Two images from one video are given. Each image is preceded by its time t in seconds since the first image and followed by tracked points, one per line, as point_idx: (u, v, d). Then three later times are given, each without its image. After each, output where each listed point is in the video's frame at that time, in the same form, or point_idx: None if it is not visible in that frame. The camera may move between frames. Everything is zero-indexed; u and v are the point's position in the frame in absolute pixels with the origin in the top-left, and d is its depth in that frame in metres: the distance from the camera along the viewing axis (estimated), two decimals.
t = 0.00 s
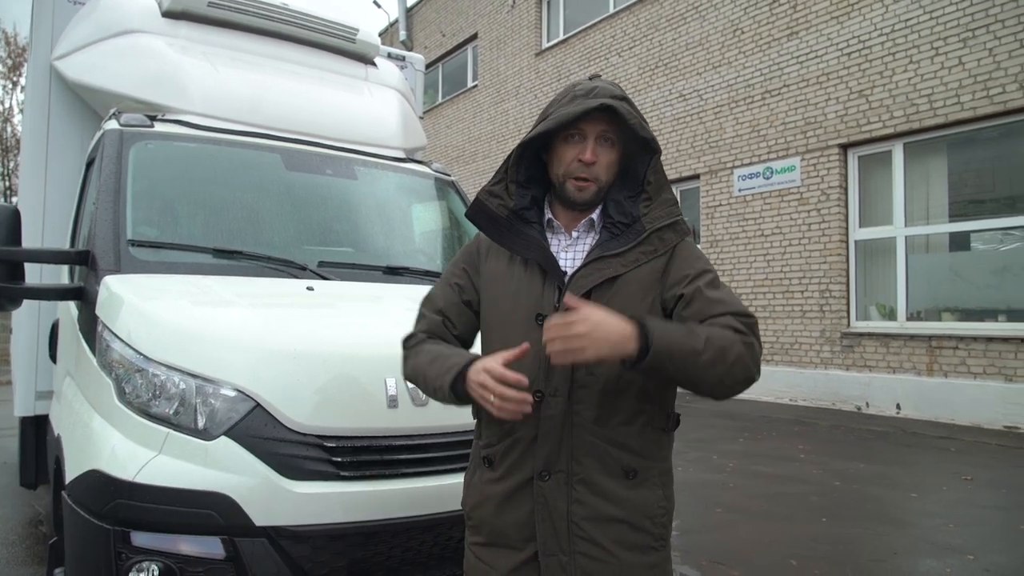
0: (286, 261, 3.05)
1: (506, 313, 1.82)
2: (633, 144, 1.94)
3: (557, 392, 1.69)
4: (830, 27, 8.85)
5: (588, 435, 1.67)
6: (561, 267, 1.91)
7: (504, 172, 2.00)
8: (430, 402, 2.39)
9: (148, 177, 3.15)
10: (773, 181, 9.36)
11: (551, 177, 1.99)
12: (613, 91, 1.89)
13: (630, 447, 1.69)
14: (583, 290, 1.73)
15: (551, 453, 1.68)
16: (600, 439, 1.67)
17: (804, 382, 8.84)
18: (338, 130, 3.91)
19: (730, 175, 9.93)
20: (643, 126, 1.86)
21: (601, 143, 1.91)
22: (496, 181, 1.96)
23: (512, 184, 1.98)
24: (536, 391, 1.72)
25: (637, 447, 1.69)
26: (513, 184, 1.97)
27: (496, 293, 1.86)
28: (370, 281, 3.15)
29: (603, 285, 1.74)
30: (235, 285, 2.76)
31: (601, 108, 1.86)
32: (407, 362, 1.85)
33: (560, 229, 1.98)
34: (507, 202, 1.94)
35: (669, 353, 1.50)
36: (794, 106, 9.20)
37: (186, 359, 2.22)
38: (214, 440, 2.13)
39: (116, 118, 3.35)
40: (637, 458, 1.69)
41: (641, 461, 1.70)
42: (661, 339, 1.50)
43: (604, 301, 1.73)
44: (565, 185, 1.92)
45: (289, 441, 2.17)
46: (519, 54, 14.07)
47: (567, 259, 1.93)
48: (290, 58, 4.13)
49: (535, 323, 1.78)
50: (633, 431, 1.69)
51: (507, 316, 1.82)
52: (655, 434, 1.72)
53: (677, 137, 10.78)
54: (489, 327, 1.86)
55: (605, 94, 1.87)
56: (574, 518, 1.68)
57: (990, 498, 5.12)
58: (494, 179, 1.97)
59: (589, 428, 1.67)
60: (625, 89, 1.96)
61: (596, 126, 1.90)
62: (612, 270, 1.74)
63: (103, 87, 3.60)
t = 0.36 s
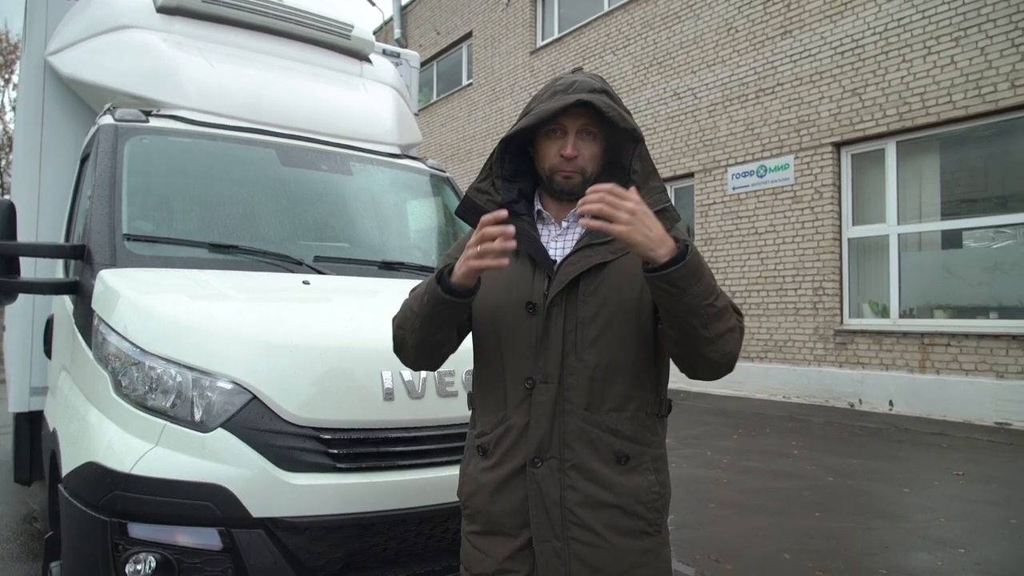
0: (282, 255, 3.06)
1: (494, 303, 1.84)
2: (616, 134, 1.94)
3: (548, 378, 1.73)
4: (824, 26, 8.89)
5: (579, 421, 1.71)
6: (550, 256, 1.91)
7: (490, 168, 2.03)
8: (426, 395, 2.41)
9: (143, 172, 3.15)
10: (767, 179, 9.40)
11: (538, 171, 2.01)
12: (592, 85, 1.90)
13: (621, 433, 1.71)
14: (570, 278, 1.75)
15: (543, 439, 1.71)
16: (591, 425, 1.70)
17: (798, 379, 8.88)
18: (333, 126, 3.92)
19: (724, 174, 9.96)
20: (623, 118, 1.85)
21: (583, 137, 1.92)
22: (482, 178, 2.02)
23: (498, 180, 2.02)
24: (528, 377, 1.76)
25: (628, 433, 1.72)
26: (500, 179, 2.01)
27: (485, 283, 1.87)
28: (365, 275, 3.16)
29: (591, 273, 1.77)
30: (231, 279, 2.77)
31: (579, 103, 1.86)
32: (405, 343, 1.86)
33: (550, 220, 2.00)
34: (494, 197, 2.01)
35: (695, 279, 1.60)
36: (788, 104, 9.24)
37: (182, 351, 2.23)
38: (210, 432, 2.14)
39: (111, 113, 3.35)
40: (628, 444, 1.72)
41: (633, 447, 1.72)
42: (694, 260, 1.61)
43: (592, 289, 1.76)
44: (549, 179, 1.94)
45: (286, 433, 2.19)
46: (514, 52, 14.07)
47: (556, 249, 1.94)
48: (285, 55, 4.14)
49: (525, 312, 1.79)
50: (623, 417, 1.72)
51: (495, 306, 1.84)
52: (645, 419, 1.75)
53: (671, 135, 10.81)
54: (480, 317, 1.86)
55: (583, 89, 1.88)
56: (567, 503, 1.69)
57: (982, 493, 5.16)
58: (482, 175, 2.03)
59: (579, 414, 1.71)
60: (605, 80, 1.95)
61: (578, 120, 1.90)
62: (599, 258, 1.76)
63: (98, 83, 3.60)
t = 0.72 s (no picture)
0: (284, 251, 3.07)
1: (498, 295, 1.88)
2: (626, 133, 1.96)
3: (547, 371, 1.75)
4: (822, 23, 8.91)
5: (577, 415, 1.72)
6: (551, 250, 1.93)
7: (499, 158, 2.05)
8: (428, 389, 2.42)
9: (145, 168, 3.16)
10: (765, 176, 9.42)
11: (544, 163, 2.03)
12: (608, 81, 1.91)
13: (620, 427, 1.72)
14: (570, 272, 1.77)
15: (542, 431, 1.73)
16: (589, 419, 1.71)
17: (796, 376, 8.91)
18: (333, 123, 3.92)
19: (722, 171, 9.98)
20: (634, 117, 1.88)
21: (593, 132, 1.93)
22: (489, 166, 2.04)
23: (506, 169, 2.04)
24: (528, 370, 1.77)
25: (627, 427, 1.73)
26: (508, 170, 2.04)
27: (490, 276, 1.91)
28: (367, 271, 3.17)
29: (590, 268, 1.79)
30: (233, 274, 2.78)
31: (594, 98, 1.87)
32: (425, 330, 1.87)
33: (551, 215, 2.02)
34: (501, 185, 2.04)
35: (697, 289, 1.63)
36: (786, 101, 9.25)
37: (185, 346, 2.25)
38: (214, 426, 2.15)
39: (112, 109, 3.36)
40: (626, 438, 1.73)
41: (631, 440, 1.73)
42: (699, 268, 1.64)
43: (591, 284, 1.78)
44: (556, 172, 1.95)
45: (289, 427, 2.20)
46: (513, 49, 14.07)
47: (557, 244, 1.96)
48: (285, 51, 4.15)
49: (525, 305, 1.82)
50: (621, 411, 1.73)
51: (499, 297, 1.87)
52: (642, 414, 1.77)
53: (669, 132, 10.82)
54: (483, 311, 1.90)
55: (599, 84, 1.89)
56: (565, 496, 1.70)
57: (979, 488, 5.19)
58: (489, 162, 2.04)
59: (577, 408, 1.72)
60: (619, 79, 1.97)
61: (590, 115, 1.91)
62: (598, 253, 1.78)
63: (99, 80, 3.61)
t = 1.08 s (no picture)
0: (283, 249, 3.06)
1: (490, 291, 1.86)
2: (633, 140, 1.98)
3: (539, 369, 1.75)
4: (822, 20, 8.89)
5: (569, 413, 1.72)
6: (547, 248, 1.92)
7: (505, 149, 2.02)
8: (428, 388, 2.42)
9: (144, 166, 3.15)
10: (765, 173, 9.42)
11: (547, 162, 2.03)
12: (622, 87, 1.93)
13: (612, 425, 1.71)
14: (563, 269, 1.76)
15: (534, 429, 1.73)
16: (581, 417, 1.71)
17: (795, 374, 8.91)
18: (332, 120, 3.91)
19: (722, 168, 9.97)
20: (646, 126, 1.90)
21: (602, 135, 1.94)
22: (495, 156, 2.00)
23: (511, 162, 2.01)
24: (520, 368, 1.77)
25: (619, 426, 1.72)
26: (512, 163, 2.01)
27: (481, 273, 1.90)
28: (366, 270, 3.17)
29: (584, 266, 1.78)
30: (233, 272, 2.77)
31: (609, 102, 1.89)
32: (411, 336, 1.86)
33: (548, 213, 2.01)
34: (504, 177, 1.99)
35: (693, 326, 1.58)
36: (786, 99, 9.24)
37: (184, 345, 2.24)
38: (214, 425, 2.15)
39: (111, 107, 3.35)
40: (619, 437, 1.71)
41: (623, 439, 1.72)
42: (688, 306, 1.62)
43: (585, 282, 1.76)
44: (561, 169, 1.95)
45: (289, 426, 2.19)
46: (512, 46, 14.05)
47: (553, 241, 1.95)
48: (284, 48, 4.13)
49: (517, 302, 1.80)
50: (613, 410, 1.72)
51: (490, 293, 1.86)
52: (636, 413, 1.75)
53: (669, 129, 10.80)
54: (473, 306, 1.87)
55: (615, 89, 1.90)
56: (557, 495, 1.70)
57: (978, 486, 5.19)
58: (495, 152, 2.01)
59: (570, 407, 1.72)
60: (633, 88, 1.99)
61: (602, 118, 1.93)
62: (592, 252, 1.77)
63: (97, 77, 3.60)
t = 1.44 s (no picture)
0: (285, 250, 3.06)
1: (487, 297, 1.85)
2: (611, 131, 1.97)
3: (537, 374, 1.73)
4: (822, 20, 8.89)
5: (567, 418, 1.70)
6: (542, 252, 1.93)
7: (486, 161, 2.03)
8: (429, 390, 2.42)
9: (145, 166, 3.14)
10: (765, 173, 9.42)
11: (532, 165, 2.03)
12: (591, 79, 1.93)
13: (610, 429, 1.71)
14: (560, 274, 1.75)
15: (533, 435, 1.72)
16: (580, 421, 1.70)
17: (795, 373, 8.91)
18: (332, 121, 3.91)
19: (722, 168, 9.97)
20: (619, 112, 1.89)
21: (580, 130, 1.95)
22: (478, 169, 2.00)
23: (494, 172, 2.02)
24: (517, 373, 1.76)
25: (617, 429, 1.72)
26: (496, 173, 2.02)
27: (477, 281, 1.89)
28: (368, 271, 3.16)
29: (581, 270, 1.76)
30: (234, 274, 2.77)
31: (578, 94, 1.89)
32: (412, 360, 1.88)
33: (541, 217, 2.01)
34: (489, 188, 1.98)
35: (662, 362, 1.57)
36: (786, 99, 9.24)
37: (186, 346, 2.24)
38: (216, 427, 2.15)
39: (111, 108, 3.35)
40: (617, 440, 1.72)
41: (622, 443, 1.72)
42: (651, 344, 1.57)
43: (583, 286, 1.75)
44: (543, 170, 1.95)
45: (291, 428, 2.19)
46: (512, 46, 14.04)
47: (548, 245, 1.96)
48: (284, 48, 4.13)
49: (514, 307, 1.80)
50: (611, 415, 1.71)
51: (488, 300, 1.85)
52: (634, 416, 1.74)
53: (669, 129, 10.80)
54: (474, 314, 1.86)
55: (582, 81, 1.90)
56: (556, 500, 1.70)
57: (978, 486, 5.20)
58: (477, 167, 2.02)
59: (568, 412, 1.70)
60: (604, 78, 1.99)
61: (575, 112, 1.93)
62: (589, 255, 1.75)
63: (98, 78, 3.59)
